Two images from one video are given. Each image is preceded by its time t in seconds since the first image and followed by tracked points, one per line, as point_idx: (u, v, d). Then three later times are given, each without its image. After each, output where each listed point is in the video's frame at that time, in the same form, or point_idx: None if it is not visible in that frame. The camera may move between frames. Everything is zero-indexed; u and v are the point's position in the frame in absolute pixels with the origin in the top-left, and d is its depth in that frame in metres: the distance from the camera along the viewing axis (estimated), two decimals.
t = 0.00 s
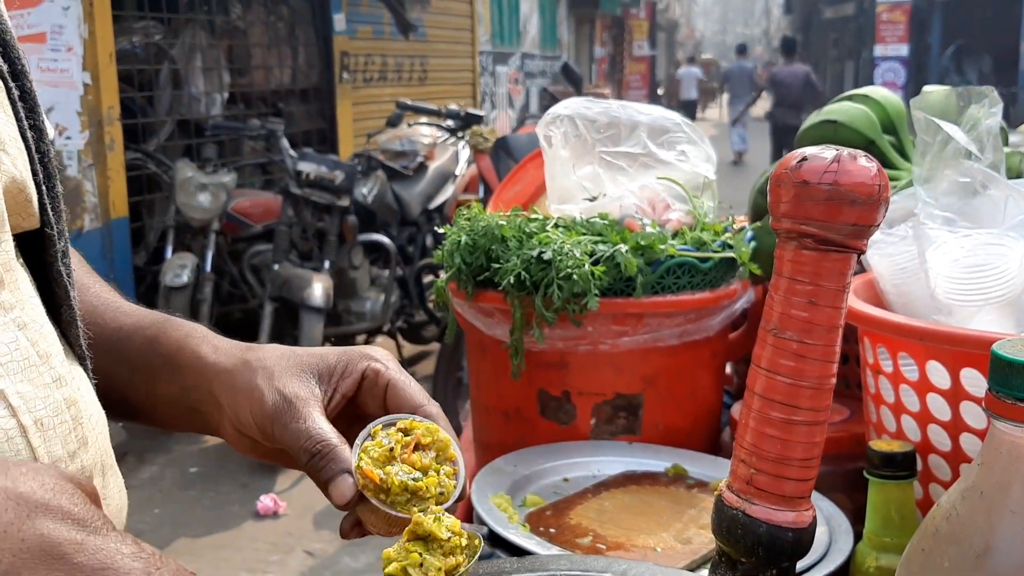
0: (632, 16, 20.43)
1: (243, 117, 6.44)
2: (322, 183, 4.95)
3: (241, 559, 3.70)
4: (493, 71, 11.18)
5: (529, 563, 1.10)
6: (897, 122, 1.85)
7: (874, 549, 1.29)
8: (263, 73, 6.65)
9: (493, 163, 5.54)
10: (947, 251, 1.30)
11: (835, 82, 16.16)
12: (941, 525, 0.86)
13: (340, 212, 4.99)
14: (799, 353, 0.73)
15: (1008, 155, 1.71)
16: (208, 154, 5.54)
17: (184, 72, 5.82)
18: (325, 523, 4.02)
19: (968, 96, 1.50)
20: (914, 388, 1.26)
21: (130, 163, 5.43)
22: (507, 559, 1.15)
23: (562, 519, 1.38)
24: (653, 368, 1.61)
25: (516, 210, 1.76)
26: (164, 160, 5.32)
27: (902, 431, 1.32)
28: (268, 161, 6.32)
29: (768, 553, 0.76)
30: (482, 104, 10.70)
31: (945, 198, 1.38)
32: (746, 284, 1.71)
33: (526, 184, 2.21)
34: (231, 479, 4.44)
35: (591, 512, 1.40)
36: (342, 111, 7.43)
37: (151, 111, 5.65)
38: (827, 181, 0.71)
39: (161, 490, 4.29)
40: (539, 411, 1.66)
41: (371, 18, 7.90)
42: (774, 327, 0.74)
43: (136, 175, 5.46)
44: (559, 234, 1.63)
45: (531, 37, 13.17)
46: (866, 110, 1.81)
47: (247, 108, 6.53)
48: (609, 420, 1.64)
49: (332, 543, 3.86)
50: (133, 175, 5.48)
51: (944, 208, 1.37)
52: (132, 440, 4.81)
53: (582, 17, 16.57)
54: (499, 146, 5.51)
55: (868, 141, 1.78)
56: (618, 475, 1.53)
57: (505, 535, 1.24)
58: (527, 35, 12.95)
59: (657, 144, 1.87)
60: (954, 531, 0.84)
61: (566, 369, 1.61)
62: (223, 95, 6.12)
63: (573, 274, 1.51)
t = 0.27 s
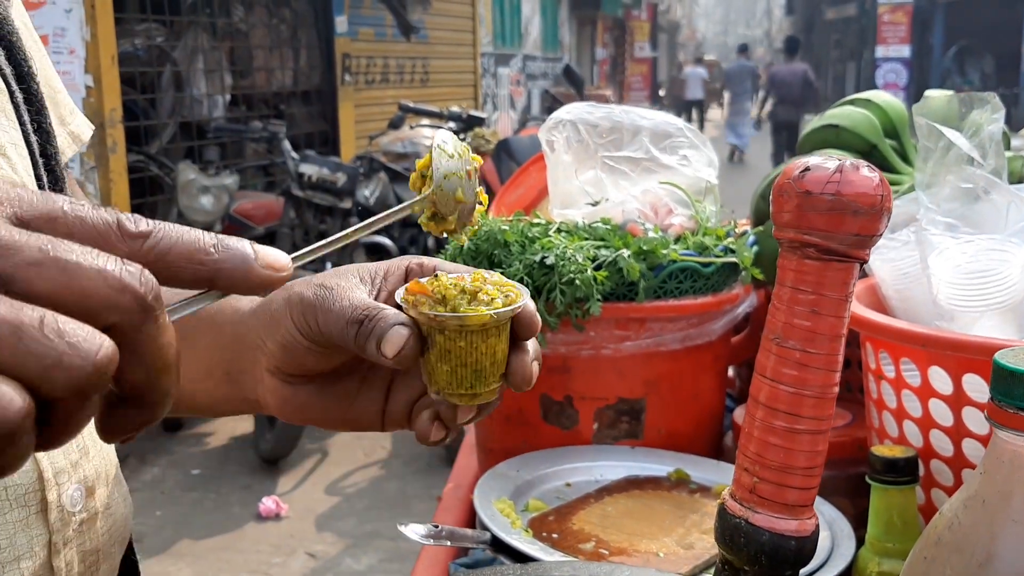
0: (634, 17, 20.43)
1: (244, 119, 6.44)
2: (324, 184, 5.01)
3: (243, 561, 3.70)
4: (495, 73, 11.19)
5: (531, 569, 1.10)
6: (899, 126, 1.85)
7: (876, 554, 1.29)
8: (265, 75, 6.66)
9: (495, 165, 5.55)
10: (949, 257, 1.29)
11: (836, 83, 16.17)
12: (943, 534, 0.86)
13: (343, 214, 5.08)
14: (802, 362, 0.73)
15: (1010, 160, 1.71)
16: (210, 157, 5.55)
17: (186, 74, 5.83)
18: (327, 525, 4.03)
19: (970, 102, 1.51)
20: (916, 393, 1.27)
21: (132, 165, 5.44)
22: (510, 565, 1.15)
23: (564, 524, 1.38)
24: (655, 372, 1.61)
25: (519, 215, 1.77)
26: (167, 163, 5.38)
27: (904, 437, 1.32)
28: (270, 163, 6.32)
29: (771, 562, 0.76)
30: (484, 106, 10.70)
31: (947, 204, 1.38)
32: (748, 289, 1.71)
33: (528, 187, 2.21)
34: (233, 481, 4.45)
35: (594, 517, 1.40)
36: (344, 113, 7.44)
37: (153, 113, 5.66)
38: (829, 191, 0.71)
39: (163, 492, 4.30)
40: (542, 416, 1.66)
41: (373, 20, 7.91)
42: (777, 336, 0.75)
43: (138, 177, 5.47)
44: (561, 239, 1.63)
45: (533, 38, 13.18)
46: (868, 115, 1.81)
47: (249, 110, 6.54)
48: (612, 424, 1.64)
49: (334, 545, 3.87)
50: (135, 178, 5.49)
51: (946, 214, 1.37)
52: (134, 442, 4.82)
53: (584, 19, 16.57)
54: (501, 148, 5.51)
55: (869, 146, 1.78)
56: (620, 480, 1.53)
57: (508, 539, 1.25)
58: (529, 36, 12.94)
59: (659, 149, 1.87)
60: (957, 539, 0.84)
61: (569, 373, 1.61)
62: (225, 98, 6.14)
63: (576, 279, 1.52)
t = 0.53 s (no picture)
0: (635, 21, 20.45)
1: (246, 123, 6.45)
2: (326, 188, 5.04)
3: (245, 565, 3.71)
4: (496, 76, 11.20)
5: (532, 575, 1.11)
6: (899, 133, 1.86)
7: (875, 560, 1.29)
8: (267, 79, 6.68)
9: (497, 169, 5.56)
10: (947, 265, 1.30)
11: (838, 86, 16.17)
12: (940, 542, 0.87)
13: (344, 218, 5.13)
14: (798, 373, 0.74)
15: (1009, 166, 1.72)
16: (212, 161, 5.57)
17: (188, 78, 5.85)
18: (329, 529, 4.04)
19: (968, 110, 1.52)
20: (915, 401, 1.27)
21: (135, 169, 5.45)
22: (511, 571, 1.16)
23: (565, 531, 1.39)
24: (655, 378, 1.62)
25: (519, 222, 1.78)
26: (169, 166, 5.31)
27: (903, 444, 1.33)
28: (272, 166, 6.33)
29: (769, 570, 0.77)
30: (486, 109, 10.71)
31: (945, 211, 1.39)
32: (748, 296, 1.72)
33: (529, 193, 2.22)
34: (235, 485, 4.45)
35: (594, 523, 1.41)
36: (346, 116, 7.45)
37: (155, 117, 5.67)
38: (826, 205, 0.72)
39: (165, 496, 4.31)
40: (543, 421, 1.67)
41: (375, 24, 7.92)
42: (775, 347, 0.76)
43: (141, 181, 5.48)
44: (562, 246, 1.64)
45: (534, 42, 13.19)
46: (867, 122, 1.82)
47: (251, 114, 6.56)
48: (612, 430, 1.65)
49: (336, 548, 3.87)
50: (138, 181, 5.50)
51: (944, 221, 1.38)
52: (136, 446, 4.83)
53: (585, 22, 16.59)
54: (503, 152, 5.52)
55: (868, 152, 1.80)
56: (621, 485, 1.54)
57: (509, 545, 1.25)
58: (530, 39, 12.95)
59: (659, 156, 1.88)
60: (952, 548, 0.85)
61: (570, 380, 1.62)
62: (227, 102, 6.16)
63: (576, 286, 1.53)
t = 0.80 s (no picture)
0: (639, 25, 20.46)
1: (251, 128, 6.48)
2: (331, 194, 5.04)
3: (250, 569, 3.72)
4: (499, 81, 11.22)
5: None
6: (902, 140, 1.87)
7: (878, 565, 1.30)
8: (271, 84, 6.70)
9: (500, 174, 5.57)
10: (949, 272, 1.31)
11: (842, 90, 16.17)
12: (941, 547, 0.87)
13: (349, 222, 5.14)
14: (802, 381, 0.75)
15: (1011, 173, 1.73)
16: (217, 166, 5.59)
17: (192, 84, 5.87)
18: (333, 533, 4.05)
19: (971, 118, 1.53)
20: (918, 406, 1.28)
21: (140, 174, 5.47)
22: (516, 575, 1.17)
23: (570, 536, 1.40)
24: (660, 384, 1.63)
25: (524, 228, 1.79)
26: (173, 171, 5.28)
27: (906, 449, 1.33)
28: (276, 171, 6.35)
29: None
30: (490, 114, 10.73)
31: (948, 218, 1.40)
32: (752, 302, 1.73)
33: (533, 199, 2.24)
34: (240, 489, 4.47)
35: (599, 529, 1.42)
36: (350, 121, 7.47)
37: (160, 123, 5.69)
38: (828, 215, 0.73)
39: (170, 500, 4.32)
40: (547, 427, 1.68)
41: (379, 29, 7.94)
42: (779, 355, 0.77)
43: (145, 186, 5.50)
44: (567, 252, 1.65)
45: (538, 46, 13.21)
46: (871, 128, 1.83)
47: (255, 119, 6.58)
48: (617, 436, 1.66)
49: (341, 553, 3.88)
50: (143, 187, 5.52)
51: (946, 229, 1.39)
52: (141, 451, 4.85)
53: (589, 26, 16.61)
54: (506, 156, 5.53)
55: (872, 159, 1.80)
56: (625, 491, 1.55)
57: (515, 550, 1.26)
58: (534, 44, 12.99)
59: (663, 163, 1.89)
60: (954, 553, 0.86)
61: (574, 386, 1.63)
62: (231, 107, 6.18)
63: (581, 293, 1.54)
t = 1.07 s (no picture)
0: (641, 27, 20.48)
1: (253, 131, 6.50)
2: (332, 197, 5.07)
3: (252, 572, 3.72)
4: (501, 84, 11.23)
5: None
6: (904, 142, 1.87)
7: (881, 566, 1.30)
8: (274, 87, 6.71)
9: (502, 177, 5.57)
10: (951, 273, 1.31)
11: (844, 93, 16.16)
12: (944, 549, 0.88)
13: (351, 225, 5.15)
14: (804, 382, 0.75)
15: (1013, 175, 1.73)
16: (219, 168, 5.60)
17: (195, 87, 5.88)
18: (335, 536, 4.05)
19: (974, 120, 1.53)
20: (920, 408, 1.28)
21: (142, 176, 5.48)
22: None
23: (573, 537, 1.40)
24: (662, 386, 1.63)
25: (527, 230, 1.79)
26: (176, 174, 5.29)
27: (908, 451, 1.33)
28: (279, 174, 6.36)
29: None
30: (491, 117, 10.74)
31: (950, 220, 1.40)
32: (754, 304, 1.73)
33: (535, 202, 2.24)
34: (242, 492, 4.47)
35: (602, 530, 1.42)
36: (352, 124, 7.48)
37: (163, 125, 5.70)
38: (831, 217, 0.73)
39: (172, 502, 4.32)
40: (550, 428, 1.68)
41: (381, 32, 7.95)
42: (781, 357, 0.77)
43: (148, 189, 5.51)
44: (569, 254, 1.65)
45: (540, 49, 13.22)
46: (873, 131, 1.83)
47: (258, 122, 6.59)
48: (619, 438, 1.67)
49: (343, 555, 3.89)
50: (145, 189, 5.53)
51: (948, 230, 1.39)
52: (144, 453, 4.85)
53: (590, 29, 16.63)
54: (508, 159, 5.54)
55: (874, 161, 1.80)
56: (628, 493, 1.55)
57: (517, 552, 1.26)
58: (536, 46, 12.98)
59: (666, 165, 1.89)
60: (956, 554, 0.86)
61: (577, 388, 1.63)
62: (234, 109, 6.19)
63: (583, 295, 1.54)
